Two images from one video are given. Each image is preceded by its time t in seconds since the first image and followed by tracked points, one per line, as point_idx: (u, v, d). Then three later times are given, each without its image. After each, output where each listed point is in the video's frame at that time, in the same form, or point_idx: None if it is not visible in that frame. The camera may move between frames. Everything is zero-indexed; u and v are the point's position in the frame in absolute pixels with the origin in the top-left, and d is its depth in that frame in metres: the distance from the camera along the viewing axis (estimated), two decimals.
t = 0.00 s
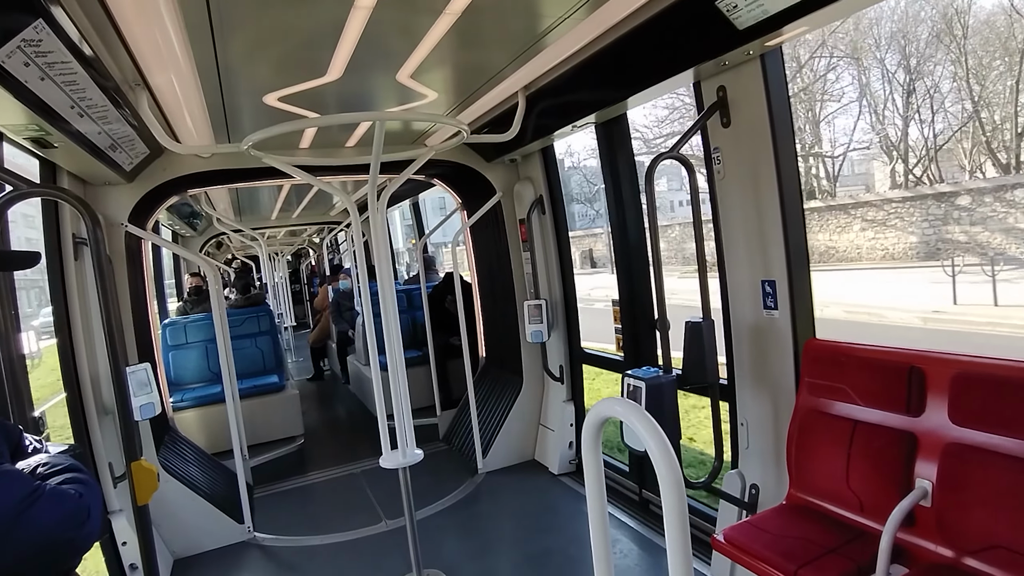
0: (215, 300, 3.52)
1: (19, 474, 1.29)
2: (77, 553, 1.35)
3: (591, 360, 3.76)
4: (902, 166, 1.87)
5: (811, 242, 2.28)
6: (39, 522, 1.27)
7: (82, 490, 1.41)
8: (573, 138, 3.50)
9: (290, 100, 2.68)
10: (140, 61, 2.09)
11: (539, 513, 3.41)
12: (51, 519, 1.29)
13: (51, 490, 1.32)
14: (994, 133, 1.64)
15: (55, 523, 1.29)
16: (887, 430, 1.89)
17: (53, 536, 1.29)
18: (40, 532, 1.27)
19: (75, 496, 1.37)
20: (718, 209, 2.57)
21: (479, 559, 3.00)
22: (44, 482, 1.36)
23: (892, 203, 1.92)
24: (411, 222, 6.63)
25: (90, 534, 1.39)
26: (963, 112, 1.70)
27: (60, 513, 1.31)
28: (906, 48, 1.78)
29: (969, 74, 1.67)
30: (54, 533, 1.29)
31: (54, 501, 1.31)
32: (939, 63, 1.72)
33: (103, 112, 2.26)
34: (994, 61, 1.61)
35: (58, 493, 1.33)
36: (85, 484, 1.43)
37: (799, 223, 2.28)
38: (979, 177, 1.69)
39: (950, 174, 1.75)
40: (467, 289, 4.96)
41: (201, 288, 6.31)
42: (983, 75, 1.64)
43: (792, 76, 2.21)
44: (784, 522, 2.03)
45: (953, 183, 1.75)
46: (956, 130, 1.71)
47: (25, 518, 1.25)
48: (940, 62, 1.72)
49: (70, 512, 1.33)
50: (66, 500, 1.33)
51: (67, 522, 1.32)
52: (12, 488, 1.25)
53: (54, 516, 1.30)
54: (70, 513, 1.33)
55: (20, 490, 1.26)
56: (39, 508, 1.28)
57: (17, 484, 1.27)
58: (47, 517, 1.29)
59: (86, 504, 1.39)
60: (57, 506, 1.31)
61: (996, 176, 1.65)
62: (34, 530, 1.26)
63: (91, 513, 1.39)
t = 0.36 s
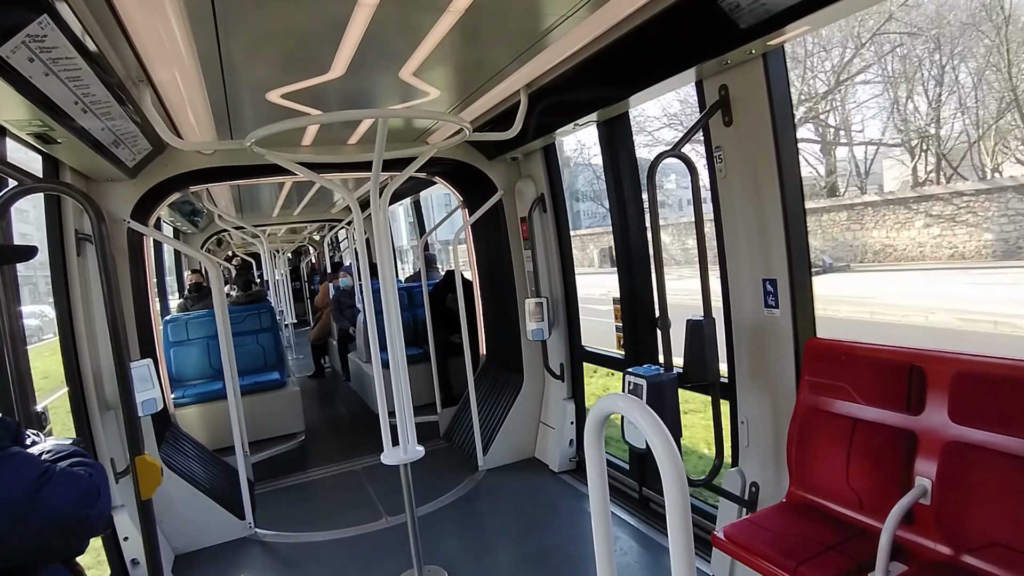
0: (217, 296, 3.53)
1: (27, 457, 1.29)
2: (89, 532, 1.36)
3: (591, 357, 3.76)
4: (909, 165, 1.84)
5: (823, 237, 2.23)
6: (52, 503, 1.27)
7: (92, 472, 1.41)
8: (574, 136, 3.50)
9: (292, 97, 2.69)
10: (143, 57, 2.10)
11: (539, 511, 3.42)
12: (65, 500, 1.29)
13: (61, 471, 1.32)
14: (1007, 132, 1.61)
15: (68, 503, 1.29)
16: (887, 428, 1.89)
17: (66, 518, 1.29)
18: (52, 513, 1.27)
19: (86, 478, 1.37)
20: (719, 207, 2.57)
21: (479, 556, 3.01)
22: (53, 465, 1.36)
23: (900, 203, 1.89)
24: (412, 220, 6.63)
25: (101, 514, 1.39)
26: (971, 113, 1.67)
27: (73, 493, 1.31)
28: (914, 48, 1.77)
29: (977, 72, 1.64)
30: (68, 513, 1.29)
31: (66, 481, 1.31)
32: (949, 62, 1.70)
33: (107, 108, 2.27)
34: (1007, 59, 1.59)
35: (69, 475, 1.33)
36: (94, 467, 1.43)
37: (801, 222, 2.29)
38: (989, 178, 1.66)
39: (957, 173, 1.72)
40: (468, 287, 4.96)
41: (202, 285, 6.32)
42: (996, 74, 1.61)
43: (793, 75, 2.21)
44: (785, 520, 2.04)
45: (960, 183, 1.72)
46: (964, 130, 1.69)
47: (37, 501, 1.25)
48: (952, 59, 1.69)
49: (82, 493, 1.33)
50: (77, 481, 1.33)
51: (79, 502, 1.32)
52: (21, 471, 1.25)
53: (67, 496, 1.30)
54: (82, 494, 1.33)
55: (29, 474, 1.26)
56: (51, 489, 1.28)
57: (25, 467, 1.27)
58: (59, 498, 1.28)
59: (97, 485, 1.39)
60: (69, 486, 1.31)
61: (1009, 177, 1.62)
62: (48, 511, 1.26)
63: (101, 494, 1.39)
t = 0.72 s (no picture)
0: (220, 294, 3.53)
1: (33, 444, 1.27)
2: (95, 520, 1.35)
3: (594, 357, 3.75)
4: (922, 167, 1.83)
5: (857, 236, 2.10)
6: (57, 490, 1.26)
7: (97, 460, 1.39)
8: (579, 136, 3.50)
9: (297, 95, 2.68)
10: (148, 53, 2.09)
11: (541, 511, 3.41)
12: (70, 487, 1.28)
13: (68, 458, 1.31)
14: (1019, 134, 1.61)
15: (73, 490, 1.28)
16: (892, 431, 1.88)
17: (75, 502, 1.28)
18: (58, 500, 1.26)
19: (92, 465, 1.35)
20: (724, 207, 2.57)
21: (480, 556, 3.00)
22: (59, 451, 1.34)
23: (911, 204, 1.87)
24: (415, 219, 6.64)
25: (107, 502, 1.37)
26: (983, 116, 1.66)
27: (78, 480, 1.30)
28: (926, 47, 1.75)
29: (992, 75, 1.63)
30: (73, 500, 1.28)
31: (72, 468, 1.29)
32: (961, 63, 1.69)
33: (111, 104, 2.26)
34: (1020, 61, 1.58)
35: (75, 461, 1.31)
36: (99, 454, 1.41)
37: (806, 223, 2.28)
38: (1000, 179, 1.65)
39: (966, 175, 1.72)
40: (471, 286, 4.96)
41: (205, 282, 6.31)
42: (1012, 75, 1.60)
43: (800, 75, 2.20)
44: (788, 522, 2.03)
45: (964, 186, 1.72)
46: (977, 133, 1.68)
47: (45, 486, 1.24)
48: (964, 62, 1.68)
49: (88, 479, 1.32)
50: (83, 468, 1.32)
51: (85, 489, 1.31)
52: (27, 458, 1.24)
53: (73, 484, 1.28)
54: (88, 481, 1.32)
55: (35, 459, 1.25)
56: (57, 476, 1.27)
57: (31, 454, 1.25)
58: (65, 485, 1.27)
59: (102, 473, 1.37)
60: (75, 473, 1.30)
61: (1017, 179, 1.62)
62: (53, 498, 1.25)
63: (107, 482, 1.38)
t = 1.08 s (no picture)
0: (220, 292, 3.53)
1: (42, 439, 1.28)
2: (99, 518, 1.34)
3: (594, 356, 3.75)
4: (911, 166, 1.85)
5: (859, 235, 2.09)
6: (65, 485, 1.26)
7: (104, 458, 1.39)
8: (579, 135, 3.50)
9: (298, 92, 2.69)
10: (150, 51, 2.10)
11: (540, 509, 3.42)
12: (78, 483, 1.28)
13: (76, 455, 1.31)
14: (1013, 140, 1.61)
15: (81, 485, 1.28)
16: (892, 430, 1.88)
17: (82, 499, 1.28)
18: (66, 494, 1.26)
19: (99, 462, 1.35)
20: (724, 206, 2.56)
21: (480, 554, 3.01)
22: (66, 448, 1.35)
23: (910, 205, 1.88)
24: (416, 218, 6.65)
25: (112, 499, 1.36)
26: (978, 120, 1.66)
27: (86, 476, 1.30)
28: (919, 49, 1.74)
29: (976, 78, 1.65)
30: (79, 495, 1.28)
31: (80, 464, 1.30)
32: (947, 66, 1.70)
33: (112, 102, 2.26)
34: (1005, 65, 1.59)
35: (83, 458, 1.32)
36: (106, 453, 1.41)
37: (807, 222, 2.28)
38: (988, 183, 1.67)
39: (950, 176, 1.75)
40: (471, 285, 4.97)
41: (206, 280, 6.32)
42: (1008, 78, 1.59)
43: (801, 74, 2.19)
44: (788, 521, 2.03)
45: (950, 191, 1.76)
46: (962, 138, 1.70)
47: (55, 480, 1.25)
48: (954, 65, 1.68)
49: (95, 476, 1.32)
50: (91, 465, 1.32)
51: (93, 485, 1.31)
52: (36, 453, 1.24)
53: (80, 480, 1.28)
54: (96, 477, 1.32)
55: (45, 454, 1.25)
56: (66, 472, 1.27)
57: (40, 449, 1.25)
58: (73, 480, 1.27)
59: (109, 471, 1.37)
60: (83, 469, 1.30)
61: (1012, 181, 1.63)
62: (61, 493, 1.25)
63: (113, 479, 1.37)
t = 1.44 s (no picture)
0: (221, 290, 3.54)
1: (50, 443, 1.29)
2: (101, 524, 1.37)
3: (594, 354, 3.77)
4: (906, 165, 1.88)
5: (857, 232, 2.10)
6: (72, 491, 1.28)
7: (108, 464, 1.41)
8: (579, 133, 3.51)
9: (298, 91, 2.70)
10: (151, 50, 2.11)
11: (540, 507, 3.43)
12: (84, 488, 1.30)
13: (82, 460, 1.33)
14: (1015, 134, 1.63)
15: (86, 492, 1.30)
16: (889, 426, 1.89)
17: (85, 505, 1.30)
18: (72, 500, 1.27)
19: (104, 469, 1.37)
20: (723, 204, 2.58)
21: (480, 551, 3.02)
22: (72, 452, 1.36)
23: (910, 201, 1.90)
24: (416, 217, 6.67)
25: (116, 505, 1.39)
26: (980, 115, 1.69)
27: (92, 482, 1.32)
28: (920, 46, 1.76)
29: (964, 83, 1.70)
30: (85, 501, 1.30)
31: (86, 470, 1.32)
32: (947, 62, 1.72)
33: (114, 101, 2.27)
34: (1006, 59, 1.61)
35: (89, 464, 1.33)
36: (109, 458, 1.43)
37: (804, 220, 2.29)
38: (984, 183, 1.71)
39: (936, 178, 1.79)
40: (471, 283, 4.98)
41: (207, 279, 6.33)
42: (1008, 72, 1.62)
43: (800, 72, 2.21)
44: (785, 517, 2.04)
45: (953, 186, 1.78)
46: (964, 132, 1.73)
47: (61, 485, 1.26)
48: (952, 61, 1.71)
49: (100, 482, 1.34)
50: (97, 471, 1.34)
51: (97, 492, 1.33)
52: (46, 457, 1.25)
53: (86, 486, 1.30)
54: (100, 483, 1.34)
55: (54, 458, 1.26)
56: (72, 478, 1.29)
57: (50, 453, 1.27)
58: (79, 486, 1.29)
59: (113, 477, 1.40)
60: (89, 475, 1.32)
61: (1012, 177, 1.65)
62: (67, 499, 1.27)
63: (117, 486, 1.40)
